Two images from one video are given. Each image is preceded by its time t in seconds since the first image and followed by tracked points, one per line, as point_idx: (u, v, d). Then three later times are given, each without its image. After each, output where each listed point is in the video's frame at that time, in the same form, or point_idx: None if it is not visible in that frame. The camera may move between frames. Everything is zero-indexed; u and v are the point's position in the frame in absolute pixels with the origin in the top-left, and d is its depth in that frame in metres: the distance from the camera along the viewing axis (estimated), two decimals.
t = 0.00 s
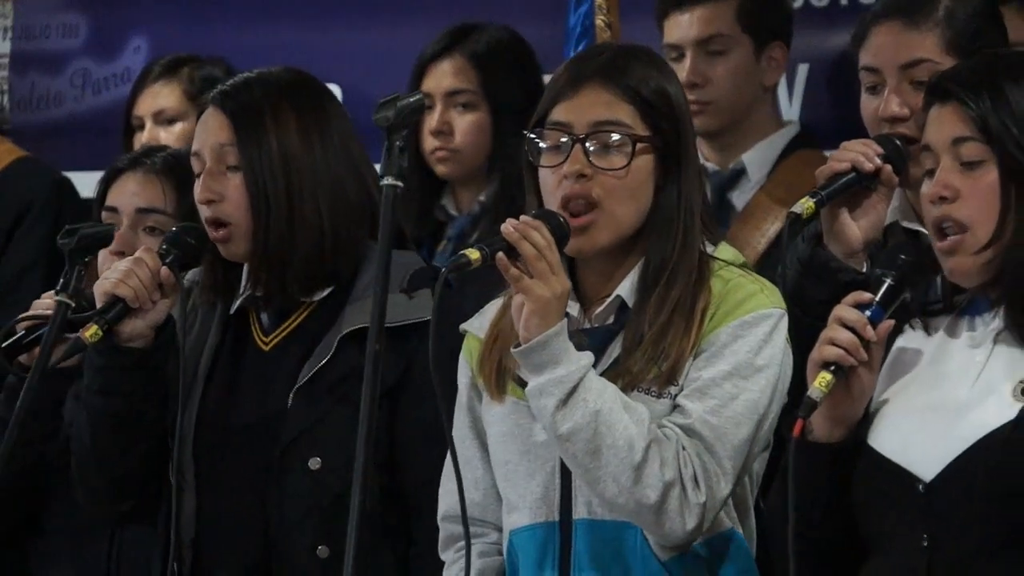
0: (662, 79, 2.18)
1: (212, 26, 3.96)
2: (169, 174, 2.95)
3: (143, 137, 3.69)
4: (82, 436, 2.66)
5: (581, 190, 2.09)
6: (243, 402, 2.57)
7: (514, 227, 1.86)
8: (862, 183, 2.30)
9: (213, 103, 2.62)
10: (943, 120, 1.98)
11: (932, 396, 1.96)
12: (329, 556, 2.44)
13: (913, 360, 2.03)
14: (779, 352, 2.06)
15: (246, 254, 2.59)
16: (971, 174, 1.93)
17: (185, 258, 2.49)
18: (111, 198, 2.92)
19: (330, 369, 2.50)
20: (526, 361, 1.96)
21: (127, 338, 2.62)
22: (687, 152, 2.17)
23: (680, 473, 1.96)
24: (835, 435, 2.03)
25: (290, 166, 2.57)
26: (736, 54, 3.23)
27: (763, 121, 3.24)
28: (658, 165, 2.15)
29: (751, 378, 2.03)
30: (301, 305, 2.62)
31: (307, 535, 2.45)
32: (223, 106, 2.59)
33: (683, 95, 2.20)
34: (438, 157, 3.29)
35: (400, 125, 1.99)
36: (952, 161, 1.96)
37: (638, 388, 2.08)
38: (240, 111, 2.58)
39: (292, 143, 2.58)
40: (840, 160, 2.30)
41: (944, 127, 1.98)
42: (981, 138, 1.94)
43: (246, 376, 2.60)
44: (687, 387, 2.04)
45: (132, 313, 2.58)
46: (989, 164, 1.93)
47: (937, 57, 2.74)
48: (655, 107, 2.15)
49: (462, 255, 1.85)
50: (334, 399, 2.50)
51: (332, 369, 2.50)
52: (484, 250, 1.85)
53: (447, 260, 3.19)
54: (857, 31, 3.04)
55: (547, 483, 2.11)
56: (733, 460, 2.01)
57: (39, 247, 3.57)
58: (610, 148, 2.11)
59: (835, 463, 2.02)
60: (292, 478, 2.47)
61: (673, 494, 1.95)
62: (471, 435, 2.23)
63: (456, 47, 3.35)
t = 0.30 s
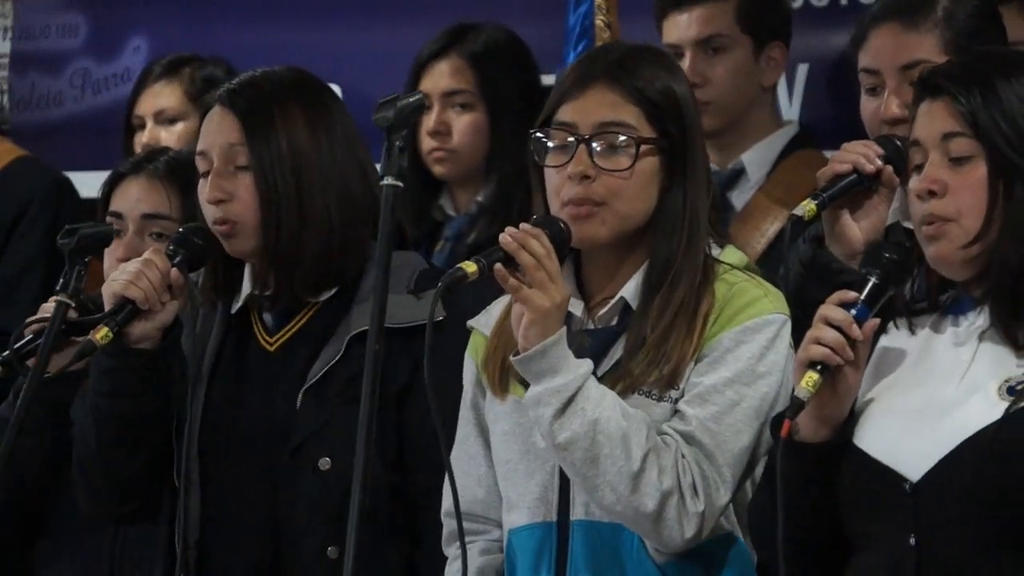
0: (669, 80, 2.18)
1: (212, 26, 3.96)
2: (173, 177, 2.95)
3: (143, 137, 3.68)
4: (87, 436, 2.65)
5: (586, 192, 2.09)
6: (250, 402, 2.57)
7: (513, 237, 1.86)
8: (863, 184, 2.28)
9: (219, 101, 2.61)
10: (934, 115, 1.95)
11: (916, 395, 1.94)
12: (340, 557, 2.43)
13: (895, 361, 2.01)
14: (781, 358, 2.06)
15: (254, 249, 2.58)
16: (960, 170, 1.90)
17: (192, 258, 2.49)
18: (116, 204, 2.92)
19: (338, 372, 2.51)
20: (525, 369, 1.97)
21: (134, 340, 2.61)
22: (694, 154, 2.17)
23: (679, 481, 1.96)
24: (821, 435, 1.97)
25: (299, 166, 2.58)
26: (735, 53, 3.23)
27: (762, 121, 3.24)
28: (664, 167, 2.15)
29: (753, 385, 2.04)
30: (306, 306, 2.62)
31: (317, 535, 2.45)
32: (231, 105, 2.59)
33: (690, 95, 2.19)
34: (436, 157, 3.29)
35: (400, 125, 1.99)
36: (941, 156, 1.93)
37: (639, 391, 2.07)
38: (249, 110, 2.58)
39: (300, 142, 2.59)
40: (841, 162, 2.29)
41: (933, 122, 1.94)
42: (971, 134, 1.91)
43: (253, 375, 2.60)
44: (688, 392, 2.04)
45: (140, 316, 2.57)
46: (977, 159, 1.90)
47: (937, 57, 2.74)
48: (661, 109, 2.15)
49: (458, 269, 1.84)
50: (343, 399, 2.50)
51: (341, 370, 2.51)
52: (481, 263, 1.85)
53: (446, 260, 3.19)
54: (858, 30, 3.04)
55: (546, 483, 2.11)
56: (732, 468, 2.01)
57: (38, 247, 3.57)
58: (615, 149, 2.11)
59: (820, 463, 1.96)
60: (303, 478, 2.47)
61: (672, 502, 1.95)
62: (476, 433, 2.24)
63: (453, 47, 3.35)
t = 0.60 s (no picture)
0: (670, 81, 2.17)
1: (212, 26, 3.96)
2: (176, 180, 2.95)
3: (142, 138, 3.68)
4: (88, 436, 2.65)
5: (583, 193, 2.11)
6: (255, 403, 2.58)
7: (503, 248, 1.87)
8: (864, 178, 2.30)
9: (221, 100, 2.62)
10: (926, 112, 1.95)
11: (909, 398, 1.94)
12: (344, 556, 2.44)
13: (887, 364, 2.02)
14: (780, 364, 2.06)
15: (256, 247, 2.58)
16: (949, 167, 1.91)
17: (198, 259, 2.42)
18: (120, 207, 2.92)
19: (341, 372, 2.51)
20: (518, 378, 1.98)
21: (143, 341, 2.63)
22: (695, 154, 2.17)
23: (672, 489, 1.98)
24: (816, 440, 1.97)
25: (302, 167, 2.58)
26: (734, 53, 3.23)
27: (762, 121, 3.24)
28: (665, 169, 2.15)
29: (750, 390, 2.04)
30: (305, 307, 2.62)
31: (322, 535, 2.45)
32: (233, 105, 2.59)
33: (692, 94, 2.19)
34: (433, 158, 3.29)
35: (399, 125, 1.99)
36: (931, 151, 1.93)
37: (637, 393, 2.08)
38: (250, 111, 2.59)
39: (303, 142, 2.59)
40: (841, 156, 2.31)
41: (926, 118, 1.94)
42: (962, 131, 1.91)
43: (254, 376, 2.60)
44: (684, 397, 2.05)
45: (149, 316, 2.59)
46: (968, 157, 1.90)
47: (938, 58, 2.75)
48: (661, 111, 2.15)
49: (444, 284, 1.86)
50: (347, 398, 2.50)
51: (342, 370, 2.51)
52: (468, 277, 1.87)
53: (444, 260, 3.19)
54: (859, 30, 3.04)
55: (542, 484, 2.11)
56: (728, 475, 2.02)
57: (38, 246, 3.57)
58: (614, 150, 2.12)
59: (812, 471, 1.96)
60: (308, 479, 2.48)
61: (665, 510, 1.97)
62: (479, 431, 2.24)
63: (451, 47, 3.35)
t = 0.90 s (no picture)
0: (669, 82, 2.17)
1: (211, 27, 3.96)
2: (173, 181, 2.95)
3: (140, 138, 3.68)
4: (86, 437, 2.64)
5: (579, 195, 2.11)
6: (252, 404, 2.57)
7: (494, 250, 1.89)
8: (868, 182, 2.32)
9: (218, 101, 2.62)
10: (922, 114, 1.95)
11: (907, 399, 1.94)
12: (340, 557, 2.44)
13: (884, 364, 2.01)
14: (775, 367, 2.06)
15: (253, 252, 2.58)
16: (947, 169, 1.91)
17: (198, 262, 2.40)
18: (118, 208, 2.92)
19: (338, 372, 2.52)
20: (509, 380, 1.98)
21: (144, 343, 2.61)
22: (693, 155, 2.17)
23: (663, 493, 1.97)
24: (815, 444, 1.98)
25: (299, 168, 2.59)
26: (731, 54, 3.23)
27: (761, 121, 3.24)
28: (661, 172, 2.16)
29: (745, 393, 2.04)
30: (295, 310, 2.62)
31: (317, 536, 2.45)
32: (231, 106, 2.59)
33: (691, 94, 2.19)
34: (430, 159, 3.29)
35: (398, 125, 2.00)
36: (928, 153, 1.93)
37: (632, 395, 2.08)
38: (249, 112, 2.59)
39: (301, 143, 2.59)
40: (845, 161, 2.33)
41: (922, 122, 1.95)
42: (959, 133, 1.91)
43: (248, 376, 2.60)
44: (678, 400, 2.05)
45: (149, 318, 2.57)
46: (965, 159, 1.90)
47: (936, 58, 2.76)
48: (659, 113, 2.15)
49: (433, 288, 1.86)
50: (342, 399, 2.51)
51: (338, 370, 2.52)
52: (457, 281, 1.88)
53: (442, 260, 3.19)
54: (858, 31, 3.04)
55: (538, 485, 2.11)
56: (720, 478, 2.02)
57: (37, 247, 3.57)
58: (611, 152, 2.12)
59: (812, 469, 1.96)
60: (304, 479, 2.48)
61: (656, 514, 1.96)
62: (481, 430, 2.24)
63: (449, 48, 3.35)
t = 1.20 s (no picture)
0: (667, 83, 2.17)
1: (210, 27, 3.96)
2: (167, 181, 2.94)
3: (138, 139, 3.67)
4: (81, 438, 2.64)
5: (576, 196, 2.11)
6: (246, 404, 2.57)
7: (490, 252, 1.90)
8: (871, 184, 2.31)
9: (211, 101, 2.62)
10: (924, 117, 1.94)
11: (914, 402, 1.93)
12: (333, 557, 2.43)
13: (890, 364, 2.01)
14: (772, 369, 2.06)
15: (243, 252, 2.58)
16: (951, 171, 1.90)
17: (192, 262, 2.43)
18: (113, 210, 2.92)
19: (328, 372, 2.51)
20: (505, 383, 1.98)
21: (139, 344, 2.61)
22: (692, 156, 2.16)
23: (659, 495, 1.97)
24: (820, 442, 1.97)
25: (292, 169, 2.58)
26: (731, 54, 3.23)
27: (761, 121, 3.23)
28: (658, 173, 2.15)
29: (741, 395, 2.03)
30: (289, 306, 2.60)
31: (310, 537, 2.45)
32: (223, 106, 2.60)
33: (689, 95, 2.19)
34: (430, 160, 3.29)
35: (397, 125, 1.99)
36: (933, 156, 1.92)
37: (628, 396, 2.08)
38: (241, 112, 2.59)
39: (294, 144, 2.59)
40: (847, 163, 2.31)
41: (925, 124, 1.94)
42: (962, 135, 1.91)
43: (241, 377, 2.59)
44: (675, 401, 2.04)
45: (144, 320, 2.56)
46: (970, 161, 1.90)
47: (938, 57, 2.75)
48: (656, 114, 2.15)
49: (429, 289, 1.86)
50: (331, 399, 2.50)
51: (333, 369, 2.51)
52: (454, 283, 1.87)
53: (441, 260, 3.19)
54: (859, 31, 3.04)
55: (534, 486, 2.11)
56: (717, 481, 2.01)
57: (35, 247, 3.56)
58: (608, 153, 2.11)
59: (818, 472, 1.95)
60: (296, 480, 2.47)
61: (651, 515, 1.96)
62: (480, 430, 2.24)
63: (448, 49, 3.35)
